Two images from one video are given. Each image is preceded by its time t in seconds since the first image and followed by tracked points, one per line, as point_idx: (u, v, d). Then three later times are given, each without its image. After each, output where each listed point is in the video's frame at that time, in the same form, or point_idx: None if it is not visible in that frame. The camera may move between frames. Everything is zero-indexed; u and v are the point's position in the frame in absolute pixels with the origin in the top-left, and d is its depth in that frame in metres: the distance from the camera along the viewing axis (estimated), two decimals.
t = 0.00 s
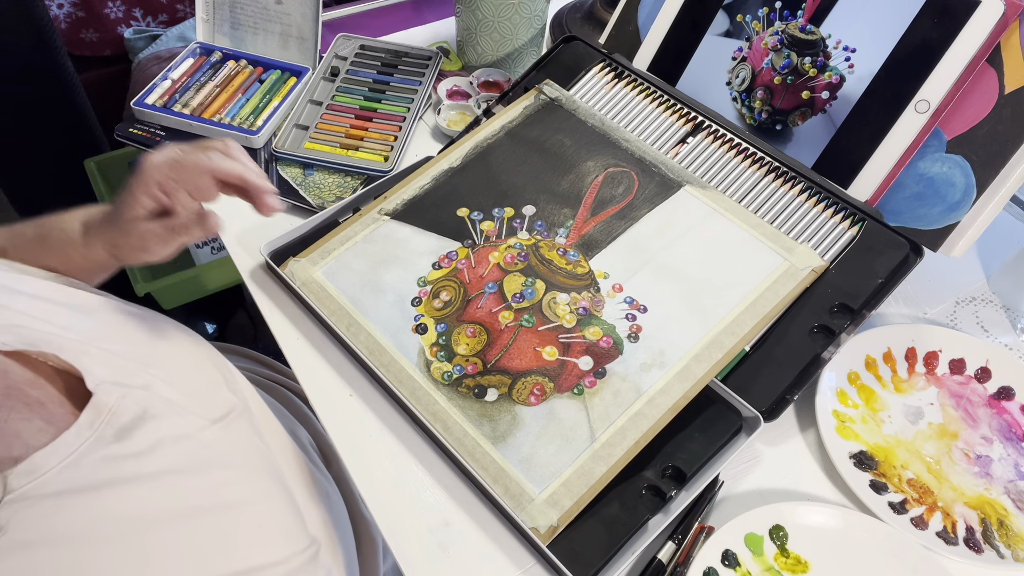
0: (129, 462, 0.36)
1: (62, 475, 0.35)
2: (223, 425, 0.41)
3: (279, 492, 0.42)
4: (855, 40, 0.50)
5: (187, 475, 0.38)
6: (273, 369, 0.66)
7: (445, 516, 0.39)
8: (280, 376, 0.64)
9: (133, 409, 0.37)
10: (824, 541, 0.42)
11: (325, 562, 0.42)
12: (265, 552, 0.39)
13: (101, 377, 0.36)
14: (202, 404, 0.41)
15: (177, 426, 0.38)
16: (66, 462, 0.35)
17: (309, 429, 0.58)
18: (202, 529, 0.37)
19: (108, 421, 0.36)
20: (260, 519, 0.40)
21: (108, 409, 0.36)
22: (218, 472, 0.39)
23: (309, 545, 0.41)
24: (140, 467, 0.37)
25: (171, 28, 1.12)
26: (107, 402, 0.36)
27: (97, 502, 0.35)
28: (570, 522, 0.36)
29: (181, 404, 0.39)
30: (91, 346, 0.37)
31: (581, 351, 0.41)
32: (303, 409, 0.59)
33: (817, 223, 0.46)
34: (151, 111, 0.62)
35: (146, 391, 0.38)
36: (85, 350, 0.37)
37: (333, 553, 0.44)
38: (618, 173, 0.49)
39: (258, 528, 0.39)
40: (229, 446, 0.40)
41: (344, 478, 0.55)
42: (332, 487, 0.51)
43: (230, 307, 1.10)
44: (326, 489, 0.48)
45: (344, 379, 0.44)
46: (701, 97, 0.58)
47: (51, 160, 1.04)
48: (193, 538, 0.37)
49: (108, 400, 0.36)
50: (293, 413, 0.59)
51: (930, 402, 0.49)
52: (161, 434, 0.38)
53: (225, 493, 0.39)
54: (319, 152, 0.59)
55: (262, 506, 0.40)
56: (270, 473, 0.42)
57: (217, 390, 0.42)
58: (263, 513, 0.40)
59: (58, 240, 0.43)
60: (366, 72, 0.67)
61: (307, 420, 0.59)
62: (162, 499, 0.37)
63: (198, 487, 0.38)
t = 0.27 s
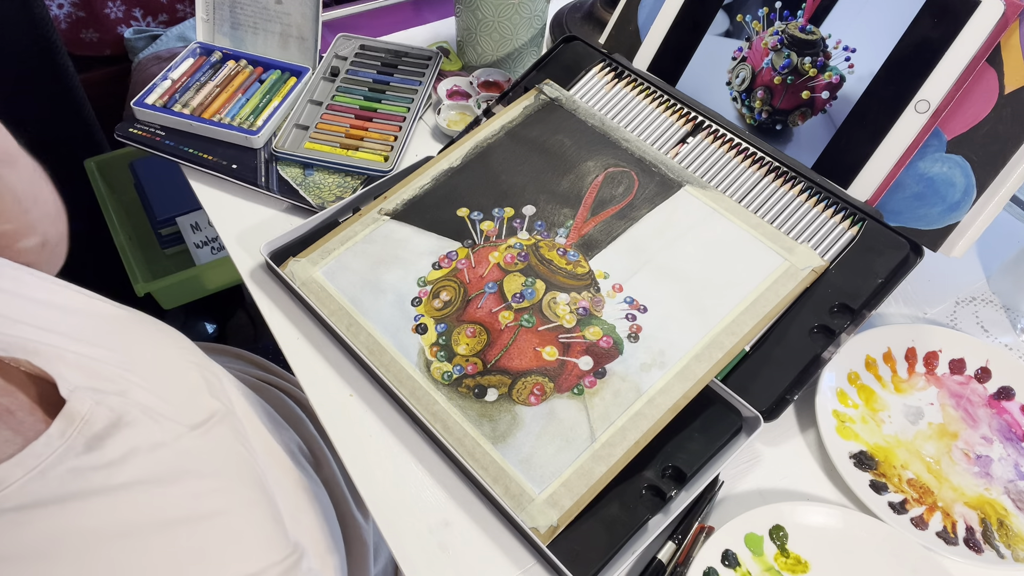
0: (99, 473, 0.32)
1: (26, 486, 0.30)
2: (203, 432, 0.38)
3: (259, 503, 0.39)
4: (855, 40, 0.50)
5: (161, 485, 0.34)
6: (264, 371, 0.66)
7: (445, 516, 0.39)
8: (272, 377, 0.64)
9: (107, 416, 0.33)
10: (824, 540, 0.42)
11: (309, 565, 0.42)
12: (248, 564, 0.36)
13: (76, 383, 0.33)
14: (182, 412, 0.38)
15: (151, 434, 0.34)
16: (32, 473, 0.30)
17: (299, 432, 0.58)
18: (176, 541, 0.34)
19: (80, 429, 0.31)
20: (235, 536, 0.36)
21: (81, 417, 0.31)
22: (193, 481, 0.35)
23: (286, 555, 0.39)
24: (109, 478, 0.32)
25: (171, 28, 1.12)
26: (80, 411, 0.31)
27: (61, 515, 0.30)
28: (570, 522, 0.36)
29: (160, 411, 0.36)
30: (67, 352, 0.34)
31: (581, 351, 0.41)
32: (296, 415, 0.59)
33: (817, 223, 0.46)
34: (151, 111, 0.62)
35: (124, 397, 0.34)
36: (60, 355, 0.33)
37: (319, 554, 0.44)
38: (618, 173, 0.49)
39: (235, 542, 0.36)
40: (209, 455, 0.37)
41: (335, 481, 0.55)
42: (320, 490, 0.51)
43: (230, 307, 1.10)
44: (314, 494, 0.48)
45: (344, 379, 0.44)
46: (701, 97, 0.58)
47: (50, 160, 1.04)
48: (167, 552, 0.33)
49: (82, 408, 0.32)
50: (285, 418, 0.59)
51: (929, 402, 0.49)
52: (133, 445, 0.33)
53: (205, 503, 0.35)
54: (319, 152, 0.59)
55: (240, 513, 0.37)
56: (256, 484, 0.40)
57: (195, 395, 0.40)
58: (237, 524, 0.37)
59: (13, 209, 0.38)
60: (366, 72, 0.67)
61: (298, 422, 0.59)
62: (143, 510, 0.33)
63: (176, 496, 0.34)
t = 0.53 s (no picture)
0: (92, 480, 0.33)
1: (17, 495, 0.31)
2: (202, 439, 0.39)
3: (257, 512, 0.39)
4: (855, 41, 0.50)
5: (155, 493, 0.34)
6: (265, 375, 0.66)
7: (445, 516, 0.39)
8: (272, 381, 0.64)
9: (104, 421, 0.34)
10: (824, 540, 0.42)
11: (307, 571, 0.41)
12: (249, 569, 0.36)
13: (75, 387, 0.34)
14: (183, 417, 0.39)
15: (150, 440, 0.35)
16: (24, 481, 0.31)
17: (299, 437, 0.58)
18: (168, 549, 0.33)
19: (75, 437, 0.33)
20: (233, 544, 0.36)
21: (77, 424, 0.33)
22: (189, 487, 0.35)
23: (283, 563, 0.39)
24: (103, 486, 0.33)
25: (171, 28, 1.12)
26: (78, 417, 0.33)
27: (53, 523, 0.31)
28: (570, 522, 0.36)
29: (158, 415, 0.37)
30: (65, 354, 0.35)
31: (580, 351, 0.41)
32: (297, 420, 0.59)
33: (818, 223, 0.46)
34: (151, 111, 0.62)
35: (123, 402, 0.36)
36: (59, 358, 0.35)
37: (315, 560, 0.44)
38: (618, 173, 0.49)
39: (232, 549, 0.36)
40: (206, 463, 0.37)
41: (337, 486, 0.55)
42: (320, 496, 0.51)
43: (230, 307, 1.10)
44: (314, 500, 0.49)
45: (343, 379, 0.44)
46: (701, 97, 0.58)
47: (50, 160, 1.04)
48: (156, 561, 0.33)
49: (79, 414, 0.33)
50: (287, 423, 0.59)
51: (930, 402, 0.49)
52: (131, 451, 0.34)
53: (200, 511, 0.35)
54: (319, 152, 0.59)
55: (236, 521, 0.36)
56: (253, 491, 0.40)
57: (195, 402, 0.41)
58: (235, 532, 0.36)
59: (10, 209, 0.36)
60: (366, 73, 0.67)
61: (299, 427, 0.59)
62: (135, 518, 0.33)
63: (169, 503, 0.34)
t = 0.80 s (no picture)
0: (104, 485, 0.34)
1: (30, 498, 0.32)
2: (214, 442, 0.40)
3: (266, 516, 0.40)
4: (855, 40, 0.50)
5: (165, 496, 0.35)
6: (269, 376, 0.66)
7: (445, 516, 0.39)
8: (276, 382, 0.64)
9: (118, 424, 0.35)
10: (824, 540, 0.42)
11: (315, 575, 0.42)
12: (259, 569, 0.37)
13: (90, 388, 0.35)
14: (196, 420, 0.40)
15: (162, 443, 0.36)
16: (37, 485, 0.32)
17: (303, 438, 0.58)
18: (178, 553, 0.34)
19: (89, 439, 0.34)
20: (243, 548, 0.37)
21: (91, 427, 0.34)
22: (200, 492, 0.36)
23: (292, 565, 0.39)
24: (114, 490, 0.34)
25: (171, 27, 1.12)
26: (92, 419, 0.34)
27: (64, 527, 0.32)
28: (570, 522, 0.36)
29: (171, 416, 0.38)
30: (82, 353, 0.36)
31: (580, 351, 0.41)
32: (300, 420, 0.59)
33: (818, 223, 0.46)
34: (151, 111, 0.62)
35: (136, 403, 0.36)
36: (76, 357, 0.36)
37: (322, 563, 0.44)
38: (618, 173, 0.49)
39: (243, 552, 0.37)
40: (217, 467, 0.38)
41: (340, 489, 0.56)
42: (325, 499, 0.51)
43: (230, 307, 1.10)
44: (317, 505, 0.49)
45: (344, 379, 0.44)
46: (701, 97, 0.58)
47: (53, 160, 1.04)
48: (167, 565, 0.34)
49: (94, 416, 0.34)
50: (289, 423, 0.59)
51: (930, 402, 0.49)
52: (143, 454, 0.35)
53: (210, 516, 0.36)
54: (319, 152, 0.59)
55: (246, 526, 0.38)
56: (262, 495, 0.41)
57: (208, 403, 0.42)
58: (245, 537, 0.37)
59: (27, 238, 0.37)
60: (366, 73, 0.67)
61: (302, 428, 0.59)
62: (146, 522, 0.34)
63: (180, 507, 0.35)
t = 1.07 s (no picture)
0: (123, 485, 0.34)
1: (51, 498, 0.33)
2: (231, 441, 0.40)
3: (280, 516, 0.41)
4: (855, 40, 0.50)
5: (183, 497, 0.36)
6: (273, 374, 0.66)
7: (445, 516, 0.39)
8: (279, 381, 0.64)
9: (136, 423, 0.35)
10: (824, 540, 0.42)
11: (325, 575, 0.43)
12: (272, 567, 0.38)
13: (109, 390, 0.36)
14: (213, 420, 0.40)
15: (180, 443, 0.37)
16: (58, 485, 0.33)
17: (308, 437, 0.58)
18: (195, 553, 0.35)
19: (108, 438, 0.34)
20: (257, 548, 0.38)
21: (110, 427, 0.34)
22: (215, 492, 0.37)
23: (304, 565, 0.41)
24: (133, 490, 0.35)
25: (171, 28, 1.12)
26: (111, 418, 0.34)
27: (85, 527, 0.33)
28: (570, 522, 0.36)
29: (187, 417, 0.38)
30: (102, 352, 0.37)
31: (580, 351, 0.41)
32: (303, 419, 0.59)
33: (818, 223, 0.46)
34: (151, 111, 0.62)
35: (154, 403, 0.37)
36: (95, 356, 0.37)
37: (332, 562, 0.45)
38: (618, 173, 0.49)
39: (257, 551, 0.38)
40: (233, 467, 0.39)
41: (344, 489, 0.56)
42: (331, 499, 0.51)
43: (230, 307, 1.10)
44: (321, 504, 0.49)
45: (344, 379, 0.44)
46: (701, 97, 0.58)
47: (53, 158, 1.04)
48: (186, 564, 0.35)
49: (113, 416, 0.35)
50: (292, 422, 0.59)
51: (930, 402, 0.49)
52: (160, 454, 0.36)
53: (225, 516, 0.37)
54: (319, 152, 0.59)
55: (259, 528, 0.39)
56: (276, 496, 0.41)
57: (224, 402, 0.42)
58: (259, 537, 0.38)
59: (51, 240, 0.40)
60: (366, 73, 0.67)
61: (306, 427, 0.59)
62: (165, 522, 0.35)
63: (198, 508, 0.36)
